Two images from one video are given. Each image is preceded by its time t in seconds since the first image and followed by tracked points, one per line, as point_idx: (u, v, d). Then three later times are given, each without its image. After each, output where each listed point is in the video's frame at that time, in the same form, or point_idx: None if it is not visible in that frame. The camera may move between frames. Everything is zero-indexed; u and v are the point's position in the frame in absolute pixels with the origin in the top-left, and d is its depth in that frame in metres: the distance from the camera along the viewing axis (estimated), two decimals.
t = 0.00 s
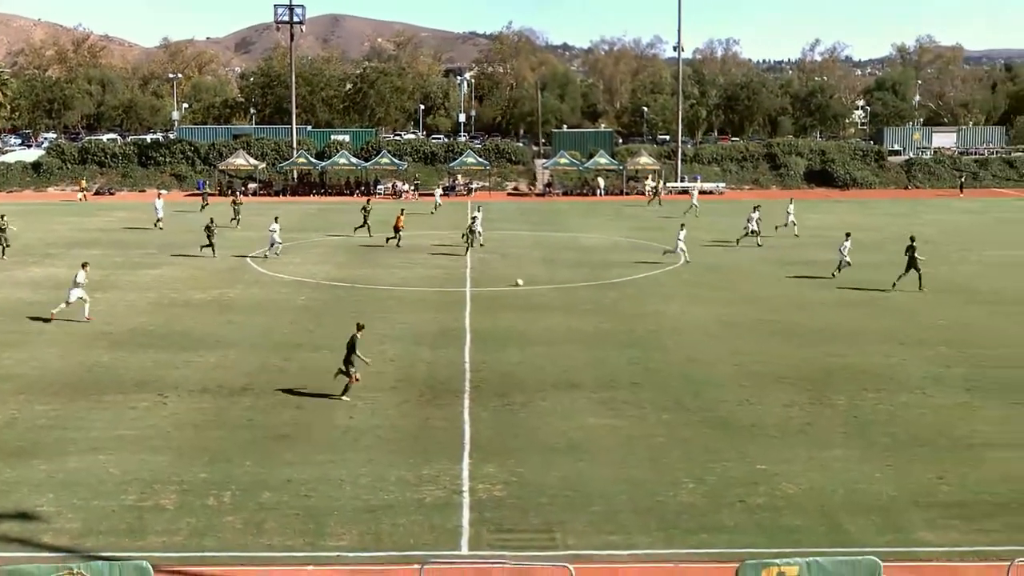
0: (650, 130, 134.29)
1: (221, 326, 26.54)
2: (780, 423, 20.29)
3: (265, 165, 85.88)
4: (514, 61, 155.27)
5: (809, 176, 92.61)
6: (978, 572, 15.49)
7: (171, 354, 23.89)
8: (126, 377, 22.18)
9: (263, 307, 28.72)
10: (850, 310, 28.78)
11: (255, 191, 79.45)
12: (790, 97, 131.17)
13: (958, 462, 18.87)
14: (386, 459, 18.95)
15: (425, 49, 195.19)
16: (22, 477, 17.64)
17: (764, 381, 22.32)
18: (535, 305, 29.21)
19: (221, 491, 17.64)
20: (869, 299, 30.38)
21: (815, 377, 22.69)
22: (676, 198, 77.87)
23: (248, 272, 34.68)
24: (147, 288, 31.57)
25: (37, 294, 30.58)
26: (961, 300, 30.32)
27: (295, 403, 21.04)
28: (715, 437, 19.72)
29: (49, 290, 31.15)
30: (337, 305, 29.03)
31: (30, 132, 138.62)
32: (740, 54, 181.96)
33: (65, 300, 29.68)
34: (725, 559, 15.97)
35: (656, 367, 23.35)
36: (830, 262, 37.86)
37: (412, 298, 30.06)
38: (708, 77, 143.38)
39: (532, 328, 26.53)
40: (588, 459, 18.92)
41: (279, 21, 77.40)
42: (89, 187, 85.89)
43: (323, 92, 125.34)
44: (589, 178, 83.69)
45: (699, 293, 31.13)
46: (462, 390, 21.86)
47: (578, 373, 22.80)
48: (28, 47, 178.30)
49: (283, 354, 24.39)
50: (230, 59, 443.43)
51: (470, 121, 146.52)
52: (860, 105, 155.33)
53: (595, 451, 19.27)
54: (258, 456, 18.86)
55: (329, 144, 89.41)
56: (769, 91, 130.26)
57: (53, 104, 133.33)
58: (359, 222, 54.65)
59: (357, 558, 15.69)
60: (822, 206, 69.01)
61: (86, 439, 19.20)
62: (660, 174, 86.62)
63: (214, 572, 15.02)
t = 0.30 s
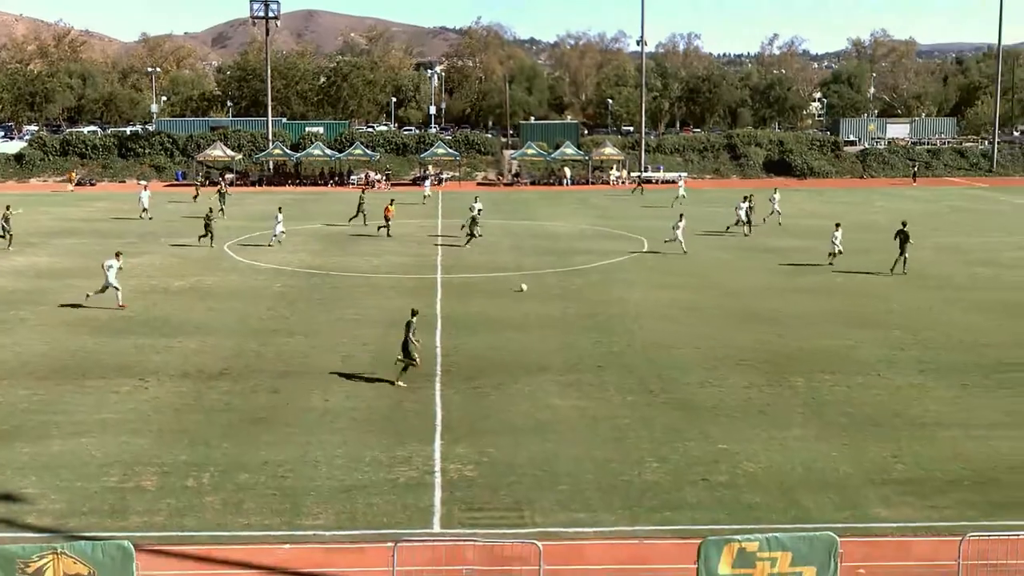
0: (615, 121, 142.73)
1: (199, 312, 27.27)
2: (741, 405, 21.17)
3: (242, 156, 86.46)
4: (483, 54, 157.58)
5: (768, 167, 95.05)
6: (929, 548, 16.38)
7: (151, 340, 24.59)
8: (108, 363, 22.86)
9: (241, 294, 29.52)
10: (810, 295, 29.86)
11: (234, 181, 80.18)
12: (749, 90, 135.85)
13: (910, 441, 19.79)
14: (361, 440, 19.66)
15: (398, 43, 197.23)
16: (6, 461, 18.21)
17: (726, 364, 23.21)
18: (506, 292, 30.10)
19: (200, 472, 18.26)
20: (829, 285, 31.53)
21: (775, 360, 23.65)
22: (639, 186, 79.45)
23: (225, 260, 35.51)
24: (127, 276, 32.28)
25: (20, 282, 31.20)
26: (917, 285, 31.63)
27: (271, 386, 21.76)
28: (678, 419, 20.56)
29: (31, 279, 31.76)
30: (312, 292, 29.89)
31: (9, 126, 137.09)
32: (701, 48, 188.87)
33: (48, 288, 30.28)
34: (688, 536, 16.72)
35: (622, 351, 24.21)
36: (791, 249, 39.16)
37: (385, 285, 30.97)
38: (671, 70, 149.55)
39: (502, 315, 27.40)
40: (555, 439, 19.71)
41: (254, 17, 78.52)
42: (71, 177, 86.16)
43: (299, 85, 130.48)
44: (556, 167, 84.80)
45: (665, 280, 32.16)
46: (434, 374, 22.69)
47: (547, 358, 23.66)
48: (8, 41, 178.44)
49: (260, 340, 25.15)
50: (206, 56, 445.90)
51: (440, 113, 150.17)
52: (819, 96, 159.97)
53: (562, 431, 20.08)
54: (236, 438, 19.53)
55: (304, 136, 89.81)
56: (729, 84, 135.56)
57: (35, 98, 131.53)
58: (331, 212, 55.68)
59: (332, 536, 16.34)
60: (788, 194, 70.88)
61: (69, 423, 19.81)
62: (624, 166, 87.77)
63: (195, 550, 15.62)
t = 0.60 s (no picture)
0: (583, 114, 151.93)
1: (181, 301, 27.96)
2: (708, 389, 21.99)
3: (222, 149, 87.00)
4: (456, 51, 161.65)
5: (733, 158, 97.69)
6: (885, 526, 17.18)
7: (134, 327, 25.27)
8: (92, 350, 23.51)
9: (222, 283, 30.33)
10: (775, 284, 30.86)
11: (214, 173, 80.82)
12: (714, 84, 145.37)
13: (870, 423, 20.59)
14: (338, 424, 20.31)
15: (374, 39, 199.66)
16: None
17: (692, 350, 24.03)
18: (481, 281, 30.97)
19: (183, 456, 18.84)
20: (793, 272, 32.63)
21: (739, 345, 24.53)
22: (606, 177, 81.30)
23: (206, 250, 36.40)
24: (110, 266, 32.99)
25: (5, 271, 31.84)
26: (877, 272, 32.90)
27: (252, 372, 22.44)
28: (647, 402, 21.33)
29: (17, 268, 32.39)
30: (292, 281, 30.72)
31: None
32: (665, 44, 196.27)
33: (34, 277, 30.94)
34: (655, 515, 17.42)
35: (592, 338, 25.05)
36: (754, 238, 40.51)
37: (363, 274, 31.84)
38: (637, 65, 158.01)
39: (477, 303, 28.27)
40: (527, 422, 20.44)
41: (234, 13, 79.70)
42: (55, 170, 86.55)
43: (277, 80, 133.04)
44: (527, 160, 86.34)
45: (634, 269, 33.18)
46: (409, 359, 23.47)
47: (520, 345, 24.46)
48: None
49: (239, 327, 25.87)
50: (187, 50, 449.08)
51: (414, 107, 154.18)
52: (779, 90, 166.27)
53: (534, 415, 20.82)
54: (217, 422, 20.17)
55: (281, 130, 90.58)
56: (694, 78, 144.42)
57: (19, 93, 131.54)
58: (308, 201, 56.96)
59: (311, 517, 16.96)
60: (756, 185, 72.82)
61: (55, 409, 20.39)
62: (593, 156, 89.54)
63: (178, 532, 16.18)
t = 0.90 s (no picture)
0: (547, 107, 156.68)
1: (158, 290, 28.77)
2: (668, 371, 22.98)
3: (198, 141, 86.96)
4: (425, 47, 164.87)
5: (690, 149, 99.80)
6: (837, 501, 18.12)
7: (113, 315, 26.11)
8: (72, 337, 24.30)
9: (199, 271, 31.26)
10: (736, 271, 32.01)
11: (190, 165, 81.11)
12: (671, 78, 147.74)
13: (823, 403, 21.54)
14: (311, 407, 21.10)
15: (346, 36, 201.77)
16: None
17: (653, 335, 25.06)
18: (452, 270, 31.99)
19: (161, 438, 19.56)
20: (753, 260, 33.90)
21: (699, 330, 25.62)
22: (569, 168, 83.10)
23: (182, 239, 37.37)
24: (89, 256, 33.80)
25: None
26: (832, 259, 34.33)
27: (228, 357, 23.28)
28: (608, 384, 22.26)
29: None
30: (267, 269, 31.68)
31: None
32: (625, 41, 201.85)
33: (16, 266, 31.70)
34: (617, 492, 18.24)
35: (557, 324, 26.05)
36: (714, 228, 41.98)
37: (336, 263, 32.86)
38: (598, 61, 164.19)
39: (447, 289, 29.27)
40: (493, 404, 21.31)
41: (209, 10, 80.98)
42: (34, 163, 86.51)
43: (251, 75, 136.47)
44: (493, 152, 87.76)
45: (598, 258, 34.36)
46: (380, 344, 24.40)
47: (487, 330, 25.43)
48: None
49: (215, 315, 26.77)
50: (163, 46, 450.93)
51: (384, 101, 157.06)
52: (736, 84, 171.33)
53: (500, 396, 21.70)
54: (195, 405, 20.96)
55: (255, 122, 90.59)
56: (653, 73, 147.57)
57: None
58: (281, 192, 58.21)
59: (285, 496, 17.72)
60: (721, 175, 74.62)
61: (37, 393, 21.12)
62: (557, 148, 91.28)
63: (156, 511, 16.89)
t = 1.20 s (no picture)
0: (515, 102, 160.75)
1: (138, 280, 29.54)
2: (634, 357, 23.89)
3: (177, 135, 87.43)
4: (396, 44, 166.82)
5: (653, 143, 100.84)
6: (796, 480, 18.92)
7: (95, 305, 26.85)
8: (56, 327, 25.04)
9: (178, 262, 32.13)
10: (700, 262, 33.10)
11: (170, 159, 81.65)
12: (635, 74, 157.05)
13: (781, 387, 22.44)
14: (288, 394, 21.83)
15: (321, 33, 203.10)
16: None
17: (618, 323, 25.98)
18: (426, 261, 32.97)
19: (142, 424, 20.24)
20: (717, 251, 35.08)
21: (663, 319, 26.59)
22: (538, 161, 84.67)
23: (162, 231, 38.21)
24: (70, 247, 34.55)
25: None
26: (792, 249, 35.61)
27: (209, 345, 24.05)
28: (576, 369, 23.15)
29: None
30: (244, 260, 32.56)
31: None
32: (592, 37, 205.44)
33: None
34: (583, 473, 19.02)
35: (526, 313, 26.98)
36: (679, 220, 43.29)
37: (312, 254, 33.80)
38: (564, 57, 167.57)
39: (420, 279, 30.22)
40: (464, 389, 22.15)
41: (188, 10, 82.02)
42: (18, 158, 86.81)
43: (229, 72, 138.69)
44: (463, 145, 89.02)
45: (567, 248, 35.48)
46: (356, 332, 25.24)
47: (458, 318, 26.38)
48: None
49: (195, 305, 27.53)
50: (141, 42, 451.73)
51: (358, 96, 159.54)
52: (698, 80, 174.97)
53: (471, 382, 22.53)
54: (176, 392, 21.66)
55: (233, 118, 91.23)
56: (618, 69, 156.31)
57: None
58: (258, 184, 59.24)
59: (264, 479, 18.41)
60: (690, 168, 76.19)
61: (21, 381, 21.79)
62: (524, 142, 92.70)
63: (138, 494, 17.57)
